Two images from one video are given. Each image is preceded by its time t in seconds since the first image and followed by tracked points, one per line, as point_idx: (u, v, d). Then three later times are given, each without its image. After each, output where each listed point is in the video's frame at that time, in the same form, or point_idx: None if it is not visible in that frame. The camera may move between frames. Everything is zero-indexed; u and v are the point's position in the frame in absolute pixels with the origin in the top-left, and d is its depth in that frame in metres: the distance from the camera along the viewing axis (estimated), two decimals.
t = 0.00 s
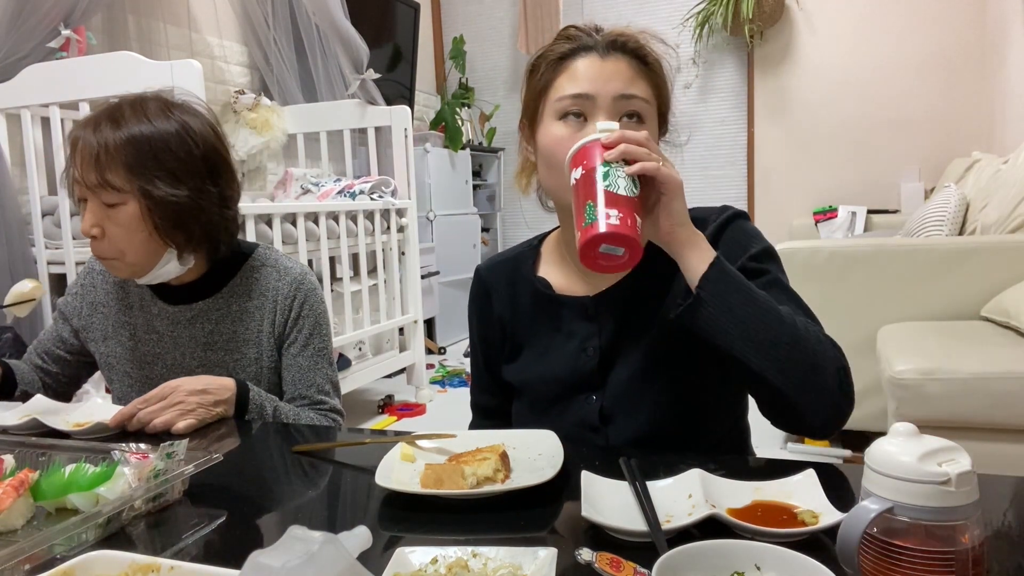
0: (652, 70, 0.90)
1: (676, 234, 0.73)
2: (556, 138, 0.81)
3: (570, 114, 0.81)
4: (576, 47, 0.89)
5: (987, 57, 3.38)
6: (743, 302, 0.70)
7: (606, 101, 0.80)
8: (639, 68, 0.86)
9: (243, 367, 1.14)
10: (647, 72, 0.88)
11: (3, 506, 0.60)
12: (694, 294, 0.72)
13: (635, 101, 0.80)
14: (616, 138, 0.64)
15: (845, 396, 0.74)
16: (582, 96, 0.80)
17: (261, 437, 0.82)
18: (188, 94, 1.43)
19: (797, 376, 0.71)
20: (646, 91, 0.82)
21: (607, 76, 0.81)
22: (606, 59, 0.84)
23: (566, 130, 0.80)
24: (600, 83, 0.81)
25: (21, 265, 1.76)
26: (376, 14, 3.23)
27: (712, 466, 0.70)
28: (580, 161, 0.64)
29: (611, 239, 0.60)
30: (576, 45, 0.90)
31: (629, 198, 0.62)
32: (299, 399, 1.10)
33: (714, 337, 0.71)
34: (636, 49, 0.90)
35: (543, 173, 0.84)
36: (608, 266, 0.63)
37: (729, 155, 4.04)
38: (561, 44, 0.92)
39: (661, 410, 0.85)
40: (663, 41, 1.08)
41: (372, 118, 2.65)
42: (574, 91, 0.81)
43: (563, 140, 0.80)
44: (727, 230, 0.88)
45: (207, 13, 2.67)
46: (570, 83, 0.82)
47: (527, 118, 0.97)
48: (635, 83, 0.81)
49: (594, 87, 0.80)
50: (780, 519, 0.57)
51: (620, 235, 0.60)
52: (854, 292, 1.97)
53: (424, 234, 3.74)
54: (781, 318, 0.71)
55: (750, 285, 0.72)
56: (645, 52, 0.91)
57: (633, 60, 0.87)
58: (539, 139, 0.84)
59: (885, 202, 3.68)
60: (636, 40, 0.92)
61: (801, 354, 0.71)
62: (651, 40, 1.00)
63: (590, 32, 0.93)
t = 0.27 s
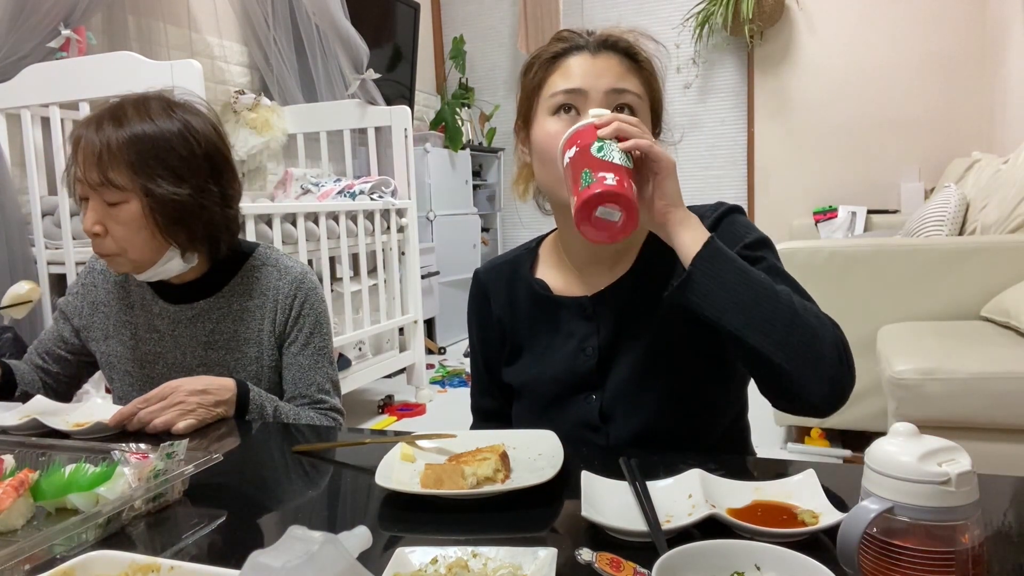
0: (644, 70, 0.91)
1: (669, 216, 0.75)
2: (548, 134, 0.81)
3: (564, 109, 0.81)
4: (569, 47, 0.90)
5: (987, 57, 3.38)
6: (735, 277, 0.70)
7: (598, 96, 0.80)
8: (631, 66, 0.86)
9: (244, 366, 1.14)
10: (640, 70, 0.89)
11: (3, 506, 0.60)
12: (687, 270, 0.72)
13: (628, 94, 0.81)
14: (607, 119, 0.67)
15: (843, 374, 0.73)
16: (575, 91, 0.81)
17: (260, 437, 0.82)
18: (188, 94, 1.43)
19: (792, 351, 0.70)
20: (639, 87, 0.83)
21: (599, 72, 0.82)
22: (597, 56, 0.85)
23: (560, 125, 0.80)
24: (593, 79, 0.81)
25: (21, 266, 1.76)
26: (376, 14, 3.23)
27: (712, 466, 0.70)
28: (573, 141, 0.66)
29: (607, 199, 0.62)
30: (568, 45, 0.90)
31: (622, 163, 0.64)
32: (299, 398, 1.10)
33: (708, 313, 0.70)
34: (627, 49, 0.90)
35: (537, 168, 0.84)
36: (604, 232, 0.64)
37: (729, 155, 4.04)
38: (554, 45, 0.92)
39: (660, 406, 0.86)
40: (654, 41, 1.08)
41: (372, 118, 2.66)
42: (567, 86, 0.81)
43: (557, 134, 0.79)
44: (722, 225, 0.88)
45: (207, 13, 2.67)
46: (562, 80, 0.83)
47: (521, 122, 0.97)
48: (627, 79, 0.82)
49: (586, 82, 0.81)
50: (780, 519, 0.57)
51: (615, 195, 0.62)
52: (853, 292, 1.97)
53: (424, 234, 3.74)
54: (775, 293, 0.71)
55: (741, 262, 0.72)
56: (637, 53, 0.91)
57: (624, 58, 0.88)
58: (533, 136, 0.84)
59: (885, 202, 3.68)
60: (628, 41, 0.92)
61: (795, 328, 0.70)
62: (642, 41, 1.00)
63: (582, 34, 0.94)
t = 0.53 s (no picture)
0: (640, 69, 0.91)
1: (672, 192, 0.76)
2: (545, 128, 0.81)
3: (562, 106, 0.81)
4: (565, 46, 0.91)
5: (987, 57, 3.38)
6: (738, 253, 0.70)
7: (594, 91, 0.81)
8: (626, 64, 0.87)
9: (244, 366, 1.14)
10: (635, 68, 0.89)
11: (3, 506, 0.60)
12: (689, 246, 0.72)
13: (624, 88, 0.81)
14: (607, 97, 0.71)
15: (851, 356, 0.71)
16: (572, 86, 0.82)
17: (260, 437, 0.83)
18: (188, 94, 1.43)
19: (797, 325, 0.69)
20: (634, 82, 0.84)
21: (595, 68, 0.83)
22: (592, 54, 0.86)
23: (558, 121, 0.80)
24: (588, 75, 0.82)
25: (21, 266, 1.76)
26: (376, 14, 3.23)
27: (712, 466, 0.70)
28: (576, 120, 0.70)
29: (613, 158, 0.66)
30: (563, 46, 0.91)
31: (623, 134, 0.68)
32: (299, 398, 1.11)
33: (710, 289, 0.70)
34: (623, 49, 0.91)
35: (535, 165, 0.84)
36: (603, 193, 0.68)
37: (729, 155, 4.04)
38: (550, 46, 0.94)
39: (660, 404, 0.86)
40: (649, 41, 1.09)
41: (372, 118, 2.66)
42: (564, 84, 0.82)
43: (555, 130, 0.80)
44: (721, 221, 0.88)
45: (207, 13, 2.67)
46: (559, 79, 0.83)
47: (518, 124, 0.98)
48: (622, 75, 0.83)
49: (583, 78, 0.82)
50: (780, 519, 0.57)
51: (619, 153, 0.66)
52: (854, 292, 1.97)
53: (424, 234, 3.74)
54: (778, 270, 0.70)
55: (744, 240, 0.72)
56: (632, 53, 0.92)
57: (619, 56, 0.89)
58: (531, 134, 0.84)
59: (885, 202, 3.68)
60: (623, 41, 0.94)
61: (799, 303, 0.70)
62: (637, 40, 1.01)
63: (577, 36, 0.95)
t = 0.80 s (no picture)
0: (639, 67, 0.92)
1: (674, 178, 0.76)
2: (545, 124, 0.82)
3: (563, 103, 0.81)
4: (564, 46, 0.91)
5: (987, 57, 3.38)
6: (743, 236, 0.70)
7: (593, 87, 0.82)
8: (624, 62, 0.88)
9: (244, 366, 1.14)
10: (634, 66, 0.90)
11: (3, 506, 0.60)
12: (693, 230, 0.72)
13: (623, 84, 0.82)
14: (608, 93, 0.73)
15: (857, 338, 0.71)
16: (572, 83, 0.82)
17: (259, 437, 0.83)
18: (188, 94, 1.43)
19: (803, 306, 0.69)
20: (633, 79, 0.84)
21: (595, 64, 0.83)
22: (591, 52, 0.87)
23: (559, 118, 0.80)
24: (587, 72, 0.83)
25: (21, 266, 1.76)
26: (376, 14, 3.23)
27: (712, 466, 0.70)
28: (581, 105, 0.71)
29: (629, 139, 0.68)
30: (562, 45, 0.91)
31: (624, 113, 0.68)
32: (299, 397, 1.11)
33: (718, 271, 0.70)
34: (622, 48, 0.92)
35: (536, 162, 0.84)
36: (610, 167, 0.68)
37: (730, 155, 4.04)
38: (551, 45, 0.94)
39: (662, 400, 0.86)
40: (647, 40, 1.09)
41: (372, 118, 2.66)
42: (564, 82, 0.82)
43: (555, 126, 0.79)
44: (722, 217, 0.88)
45: (207, 13, 2.67)
46: (559, 78, 0.83)
47: (517, 125, 0.98)
48: (620, 72, 0.84)
49: (582, 75, 0.82)
50: (780, 519, 0.57)
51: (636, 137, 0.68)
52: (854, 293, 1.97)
53: (423, 234, 3.74)
54: (783, 255, 0.70)
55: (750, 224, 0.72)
56: (630, 52, 0.93)
57: (619, 55, 0.89)
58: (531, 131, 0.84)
59: (885, 202, 3.68)
60: (621, 41, 0.94)
61: (805, 286, 0.70)
62: (634, 39, 1.01)
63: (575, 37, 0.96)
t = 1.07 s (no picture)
0: (639, 68, 0.92)
1: (672, 175, 0.76)
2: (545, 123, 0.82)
3: (562, 102, 0.81)
4: (563, 47, 0.92)
5: (987, 57, 3.38)
6: (743, 233, 0.70)
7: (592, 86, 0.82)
8: (625, 63, 0.88)
9: (241, 367, 1.14)
10: (634, 66, 0.90)
11: (3, 506, 0.60)
12: (692, 228, 0.72)
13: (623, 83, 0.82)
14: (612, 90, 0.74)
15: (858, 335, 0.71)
16: (571, 82, 0.82)
17: (259, 437, 0.83)
18: (187, 94, 1.43)
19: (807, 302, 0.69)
20: (632, 79, 0.84)
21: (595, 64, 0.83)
22: (591, 52, 0.87)
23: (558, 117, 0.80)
24: (587, 72, 0.83)
25: (21, 266, 1.76)
26: (376, 14, 3.23)
27: (712, 466, 0.70)
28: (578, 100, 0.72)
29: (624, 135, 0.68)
30: (561, 45, 0.91)
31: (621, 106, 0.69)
32: (299, 398, 1.11)
33: (716, 269, 0.70)
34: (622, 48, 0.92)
35: (536, 161, 0.84)
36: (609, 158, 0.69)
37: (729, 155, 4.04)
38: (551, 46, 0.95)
39: (662, 400, 0.86)
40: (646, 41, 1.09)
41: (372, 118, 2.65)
42: (564, 81, 0.82)
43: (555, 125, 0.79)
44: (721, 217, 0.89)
45: (207, 13, 2.67)
46: (559, 77, 0.84)
47: (518, 125, 0.98)
48: (620, 71, 0.84)
49: (581, 74, 0.82)
50: (780, 519, 0.57)
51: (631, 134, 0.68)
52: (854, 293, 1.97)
53: (423, 234, 3.74)
54: (782, 253, 0.70)
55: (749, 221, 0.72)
56: (631, 52, 0.93)
57: (618, 55, 0.89)
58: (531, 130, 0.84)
59: (885, 202, 3.68)
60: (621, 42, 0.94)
61: (804, 284, 0.70)
62: (634, 39, 1.02)
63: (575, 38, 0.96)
